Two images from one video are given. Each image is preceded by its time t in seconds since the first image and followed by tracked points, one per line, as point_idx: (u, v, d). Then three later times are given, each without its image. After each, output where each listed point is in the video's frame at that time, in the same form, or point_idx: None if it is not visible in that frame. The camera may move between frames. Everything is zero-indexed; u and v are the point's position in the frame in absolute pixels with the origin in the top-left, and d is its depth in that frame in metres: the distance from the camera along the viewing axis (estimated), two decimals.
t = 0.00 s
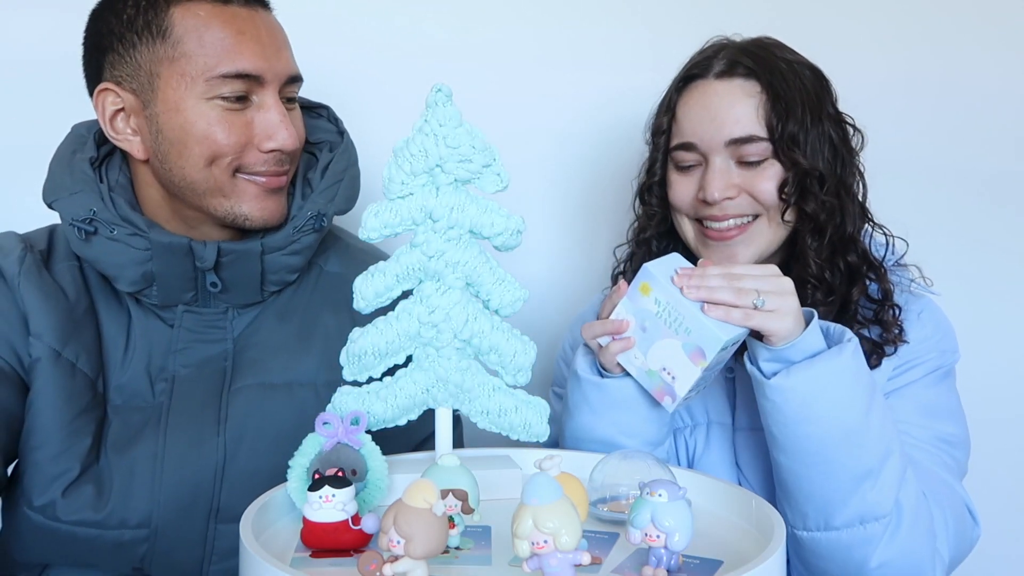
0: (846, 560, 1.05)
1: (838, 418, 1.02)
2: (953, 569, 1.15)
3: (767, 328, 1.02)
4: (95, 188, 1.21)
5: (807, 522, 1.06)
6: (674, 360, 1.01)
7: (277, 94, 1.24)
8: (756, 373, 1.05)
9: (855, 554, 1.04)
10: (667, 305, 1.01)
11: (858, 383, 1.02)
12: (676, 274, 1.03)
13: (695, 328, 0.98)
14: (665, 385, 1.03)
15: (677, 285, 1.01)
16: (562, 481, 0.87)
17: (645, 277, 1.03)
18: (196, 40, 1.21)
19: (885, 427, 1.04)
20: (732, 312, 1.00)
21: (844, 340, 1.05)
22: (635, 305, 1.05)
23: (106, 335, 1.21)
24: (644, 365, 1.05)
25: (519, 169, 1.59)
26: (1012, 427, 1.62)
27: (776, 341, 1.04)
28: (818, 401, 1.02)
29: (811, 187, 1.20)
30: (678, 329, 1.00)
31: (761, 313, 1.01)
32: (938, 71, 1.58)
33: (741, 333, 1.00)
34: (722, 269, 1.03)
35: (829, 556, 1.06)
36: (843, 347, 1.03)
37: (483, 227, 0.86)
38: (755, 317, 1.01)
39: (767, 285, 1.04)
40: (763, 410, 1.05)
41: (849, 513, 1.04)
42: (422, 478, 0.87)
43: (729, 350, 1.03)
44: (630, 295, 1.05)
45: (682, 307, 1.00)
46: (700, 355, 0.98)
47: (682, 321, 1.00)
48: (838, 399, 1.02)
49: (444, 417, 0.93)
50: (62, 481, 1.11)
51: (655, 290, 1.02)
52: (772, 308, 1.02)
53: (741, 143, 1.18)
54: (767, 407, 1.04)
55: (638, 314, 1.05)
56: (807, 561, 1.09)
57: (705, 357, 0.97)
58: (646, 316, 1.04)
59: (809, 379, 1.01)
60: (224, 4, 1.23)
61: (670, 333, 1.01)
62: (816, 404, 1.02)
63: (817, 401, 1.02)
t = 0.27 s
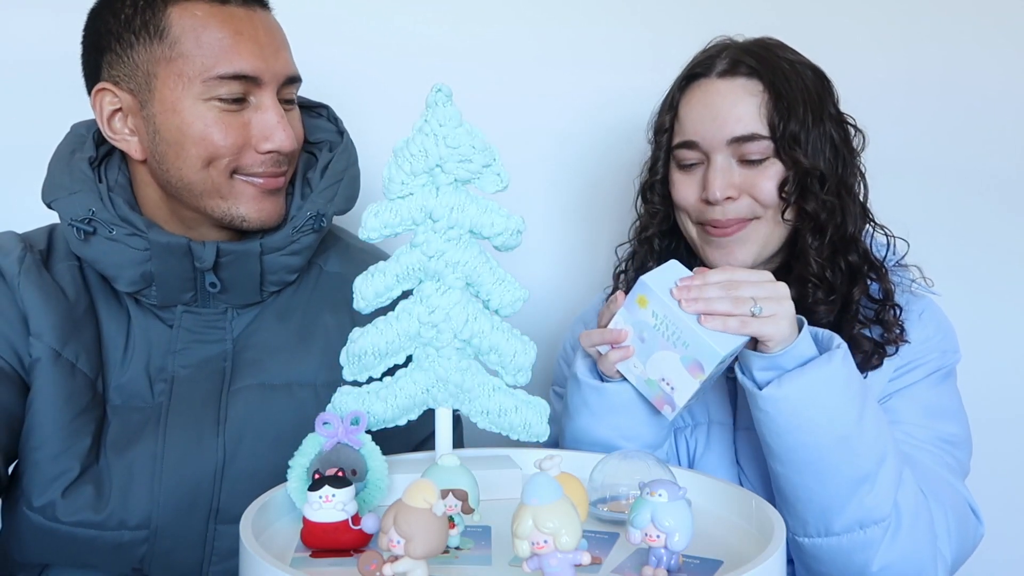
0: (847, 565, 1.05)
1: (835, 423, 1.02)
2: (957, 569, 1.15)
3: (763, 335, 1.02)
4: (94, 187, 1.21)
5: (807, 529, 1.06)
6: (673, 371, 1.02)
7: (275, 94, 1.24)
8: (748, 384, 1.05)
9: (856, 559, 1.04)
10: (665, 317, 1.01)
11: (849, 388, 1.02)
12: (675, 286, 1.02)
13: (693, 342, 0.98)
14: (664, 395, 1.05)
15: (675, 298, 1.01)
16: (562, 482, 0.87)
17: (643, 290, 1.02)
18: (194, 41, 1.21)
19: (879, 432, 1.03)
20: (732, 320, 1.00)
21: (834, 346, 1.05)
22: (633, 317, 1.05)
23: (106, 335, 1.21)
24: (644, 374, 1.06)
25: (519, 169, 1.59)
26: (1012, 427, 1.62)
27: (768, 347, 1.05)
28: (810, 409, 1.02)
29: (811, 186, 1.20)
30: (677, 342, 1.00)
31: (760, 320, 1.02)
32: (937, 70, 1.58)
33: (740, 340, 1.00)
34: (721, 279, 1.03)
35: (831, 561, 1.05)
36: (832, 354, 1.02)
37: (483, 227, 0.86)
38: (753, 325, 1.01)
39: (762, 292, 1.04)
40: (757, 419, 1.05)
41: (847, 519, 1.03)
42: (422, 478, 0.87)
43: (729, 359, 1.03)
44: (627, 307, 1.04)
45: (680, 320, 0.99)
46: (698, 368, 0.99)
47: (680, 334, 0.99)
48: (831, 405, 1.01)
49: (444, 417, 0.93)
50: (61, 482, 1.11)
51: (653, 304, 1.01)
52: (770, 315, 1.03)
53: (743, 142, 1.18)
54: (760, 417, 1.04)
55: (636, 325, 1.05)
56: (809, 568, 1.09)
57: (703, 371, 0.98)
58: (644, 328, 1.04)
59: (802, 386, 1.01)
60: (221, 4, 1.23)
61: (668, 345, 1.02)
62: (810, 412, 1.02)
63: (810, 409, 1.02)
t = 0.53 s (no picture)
0: (874, 561, 1.03)
1: (836, 418, 1.02)
2: (981, 555, 1.15)
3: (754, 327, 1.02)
4: (93, 186, 1.21)
5: (824, 532, 1.05)
6: (670, 373, 1.02)
7: (271, 94, 1.24)
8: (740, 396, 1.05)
9: (883, 552, 1.03)
10: (660, 320, 1.01)
11: (841, 382, 1.02)
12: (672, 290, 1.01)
13: (688, 345, 0.98)
14: (661, 396, 1.06)
15: (671, 301, 1.00)
16: (562, 482, 0.87)
17: (638, 294, 1.02)
18: (190, 41, 1.21)
19: (879, 423, 1.03)
20: (724, 315, 1.00)
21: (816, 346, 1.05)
22: (629, 319, 1.04)
23: (107, 334, 1.21)
24: (641, 376, 1.07)
25: (519, 169, 1.59)
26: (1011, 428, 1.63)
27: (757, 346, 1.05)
28: (806, 409, 1.02)
29: (815, 189, 1.20)
30: (672, 344, 1.00)
31: (751, 312, 1.02)
32: (938, 70, 1.58)
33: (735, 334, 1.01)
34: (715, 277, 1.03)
35: (856, 560, 1.04)
36: (817, 351, 1.03)
37: (483, 227, 0.86)
38: (746, 317, 1.02)
39: (753, 288, 1.05)
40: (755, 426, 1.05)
41: (864, 513, 1.02)
42: (422, 478, 0.87)
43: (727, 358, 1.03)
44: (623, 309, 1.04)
45: (674, 322, 0.99)
46: (694, 370, 0.98)
47: (675, 337, 0.99)
48: (826, 402, 1.02)
49: (444, 417, 0.93)
50: (62, 480, 1.11)
51: (648, 306, 1.01)
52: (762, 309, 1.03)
53: (748, 143, 1.18)
54: (758, 424, 1.04)
55: (632, 326, 1.04)
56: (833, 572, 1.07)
57: (699, 373, 0.98)
58: (641, 330, 1.04)
59: (795, 386, 1.02)
60: (218, 4, 1.23)
61: (665, 348, 1.02)
62: (805, 412, 1.02)
63: (806, 409, 1.02)
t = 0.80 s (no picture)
0: (885, 555, 1.03)
1: (838, 413, 1.02)
2: (989, 549, 1.14)
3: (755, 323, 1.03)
4: (93, 185, 1.21)
5: (832, 528, 1.04)
6: (672, 370, 1.02)
7: (272, 94, 1.24)
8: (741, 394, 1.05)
9: (893, 546, 1.02)
10: (663, 315, 1.00)
11: (841, 376, 1.02)
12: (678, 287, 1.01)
13: (690, 341, 0.97)
14: (663, 392, 1.05)
15: (677, 297, 1.00)
16: (563, 482, 0.87)
17: (642, 289, 1.02)
18: (191, 41, 1.21)
19: (881, 416, 1.03)
20: (728, 312, 1.00)
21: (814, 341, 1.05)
22: (632, 314, 1.04)
23: (107, 333, 1.21)
24: (644, 372, 1.07)
25: (520, 169, 1.59)
26: (1009, 427, 1.63)
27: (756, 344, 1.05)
28: (806, 404, 1.02)
29: (818, 189, 1.20)
30: (674, 340, 1.00)
31: (755, 308, 1.03)
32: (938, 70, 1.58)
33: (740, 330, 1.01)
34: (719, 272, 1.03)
35: (865, 555, 1.03)
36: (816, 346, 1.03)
37: (483, 227, 0.86)
38: (749, 313, 1.02)
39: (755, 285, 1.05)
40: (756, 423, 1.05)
41: (871, 507, 1.02)
42: (422, 478, 0.87)
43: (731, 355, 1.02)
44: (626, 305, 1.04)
45: (678, 317, 0.98)
46: (695, 367, 0.98)
47: (678, 332, 0.99)
48: (826, 396, 1.02)
49: (444, 417, 0.93)
50: (62, 479, 1.11)
51: (652, 302, 1.01)
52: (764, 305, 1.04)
53: (753, 142, 1.18)
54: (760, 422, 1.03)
55: (635, 321, 1.04)
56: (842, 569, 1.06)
57: (700, 370, 0.98)
58: (644, 325, 1.03)
59: (795, 381, 1.02)
60: (219, 4, 1.23)
61: (667, 343, 1.01)
62: (806, 407, 1.02)
63: (807, 404, 1.02)
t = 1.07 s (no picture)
0: (916, 546, 1.03)
1: (854, 406, 1.02)
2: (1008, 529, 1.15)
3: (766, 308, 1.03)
4: (92, 185, 1.21)
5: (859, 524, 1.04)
6: (691, 362, 1.00)
7: (272, 96, 1.24)
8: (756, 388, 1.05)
9: (924, 536, 1.03)
10: (677, 304, 1.01)
11: (856, 368, 1.03)
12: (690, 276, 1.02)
13: (707, 327, 0.97)
14: (682, 387, 1.02)
15: (691, 285, 1.01)
16: (563, 482, 0.87)
17: (654, 280, 1.03)
18: (191, 42, 1.21)
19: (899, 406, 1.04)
20: (740, 297, 1.01)
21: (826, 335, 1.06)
22: (645, 309, 1.04)
23: (105, 332, 1.21)
24: (661, 369, 1.05)
25: (520, 169, 1.59)
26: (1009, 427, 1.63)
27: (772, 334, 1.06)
28: (824, 398, 1.02)
29: (813, 167, 1.20)
30: (691, 329, 0.99)
31: (767, 293, 1.03)
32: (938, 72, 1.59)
33: (755, 316, 1.01)
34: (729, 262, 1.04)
35: (895, 549, 1.04)
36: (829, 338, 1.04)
37: (483, 227, 0.87)
38: (761, 299, 1.02)
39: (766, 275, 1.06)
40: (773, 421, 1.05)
41: (897, 498, 1.03)
42: (422, 478, 0.87)
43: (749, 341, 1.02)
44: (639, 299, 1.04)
45: (693, 305, 0.99)
46: (716, 353, 0.97)
47: (694, 320, 0.99)
48: (844, 389, 1.02)
49: (443, 417, 0.93)
50: (61, 478, 1.11)
51: (665, 292, 1.01)
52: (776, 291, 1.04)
53: (747, 118, 1.19)
54: (778, 418, 1.03)
55: (648, 315, 1.04)
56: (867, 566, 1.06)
57: (721, 355, 0.96)
58: (657, 319, 1.03)
59: (813, 374, 1.02)
60: (219, 5, 1.23)
61: (683, 334, 1.00)
62: (824, 400, 1.02)
63: (828, 397, 1.02)
